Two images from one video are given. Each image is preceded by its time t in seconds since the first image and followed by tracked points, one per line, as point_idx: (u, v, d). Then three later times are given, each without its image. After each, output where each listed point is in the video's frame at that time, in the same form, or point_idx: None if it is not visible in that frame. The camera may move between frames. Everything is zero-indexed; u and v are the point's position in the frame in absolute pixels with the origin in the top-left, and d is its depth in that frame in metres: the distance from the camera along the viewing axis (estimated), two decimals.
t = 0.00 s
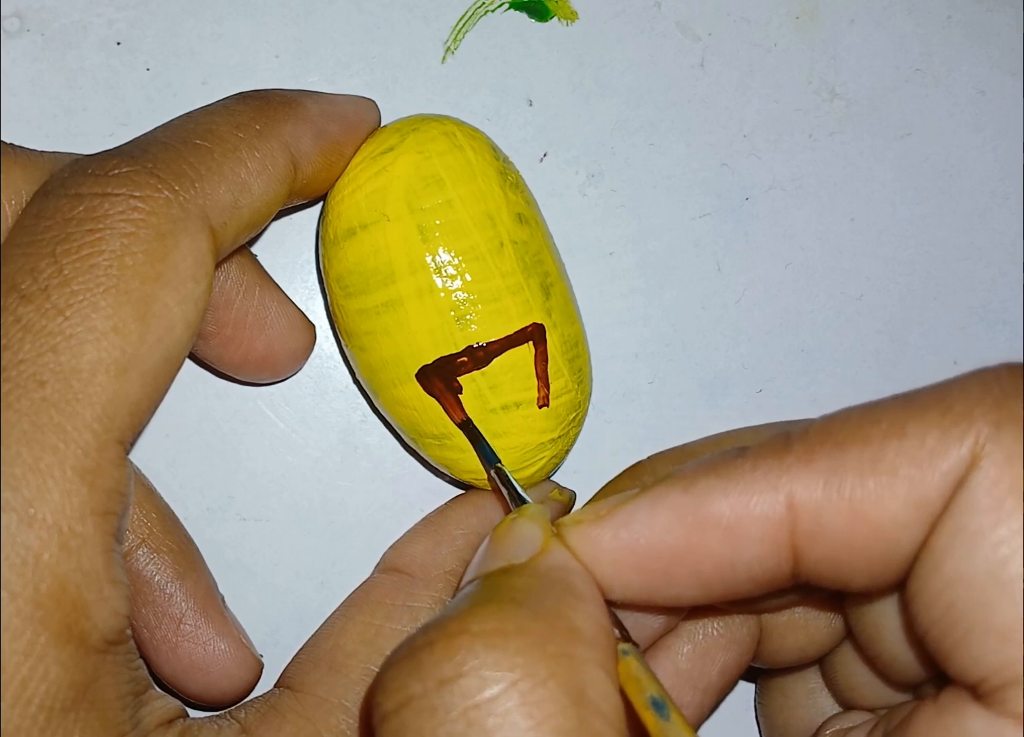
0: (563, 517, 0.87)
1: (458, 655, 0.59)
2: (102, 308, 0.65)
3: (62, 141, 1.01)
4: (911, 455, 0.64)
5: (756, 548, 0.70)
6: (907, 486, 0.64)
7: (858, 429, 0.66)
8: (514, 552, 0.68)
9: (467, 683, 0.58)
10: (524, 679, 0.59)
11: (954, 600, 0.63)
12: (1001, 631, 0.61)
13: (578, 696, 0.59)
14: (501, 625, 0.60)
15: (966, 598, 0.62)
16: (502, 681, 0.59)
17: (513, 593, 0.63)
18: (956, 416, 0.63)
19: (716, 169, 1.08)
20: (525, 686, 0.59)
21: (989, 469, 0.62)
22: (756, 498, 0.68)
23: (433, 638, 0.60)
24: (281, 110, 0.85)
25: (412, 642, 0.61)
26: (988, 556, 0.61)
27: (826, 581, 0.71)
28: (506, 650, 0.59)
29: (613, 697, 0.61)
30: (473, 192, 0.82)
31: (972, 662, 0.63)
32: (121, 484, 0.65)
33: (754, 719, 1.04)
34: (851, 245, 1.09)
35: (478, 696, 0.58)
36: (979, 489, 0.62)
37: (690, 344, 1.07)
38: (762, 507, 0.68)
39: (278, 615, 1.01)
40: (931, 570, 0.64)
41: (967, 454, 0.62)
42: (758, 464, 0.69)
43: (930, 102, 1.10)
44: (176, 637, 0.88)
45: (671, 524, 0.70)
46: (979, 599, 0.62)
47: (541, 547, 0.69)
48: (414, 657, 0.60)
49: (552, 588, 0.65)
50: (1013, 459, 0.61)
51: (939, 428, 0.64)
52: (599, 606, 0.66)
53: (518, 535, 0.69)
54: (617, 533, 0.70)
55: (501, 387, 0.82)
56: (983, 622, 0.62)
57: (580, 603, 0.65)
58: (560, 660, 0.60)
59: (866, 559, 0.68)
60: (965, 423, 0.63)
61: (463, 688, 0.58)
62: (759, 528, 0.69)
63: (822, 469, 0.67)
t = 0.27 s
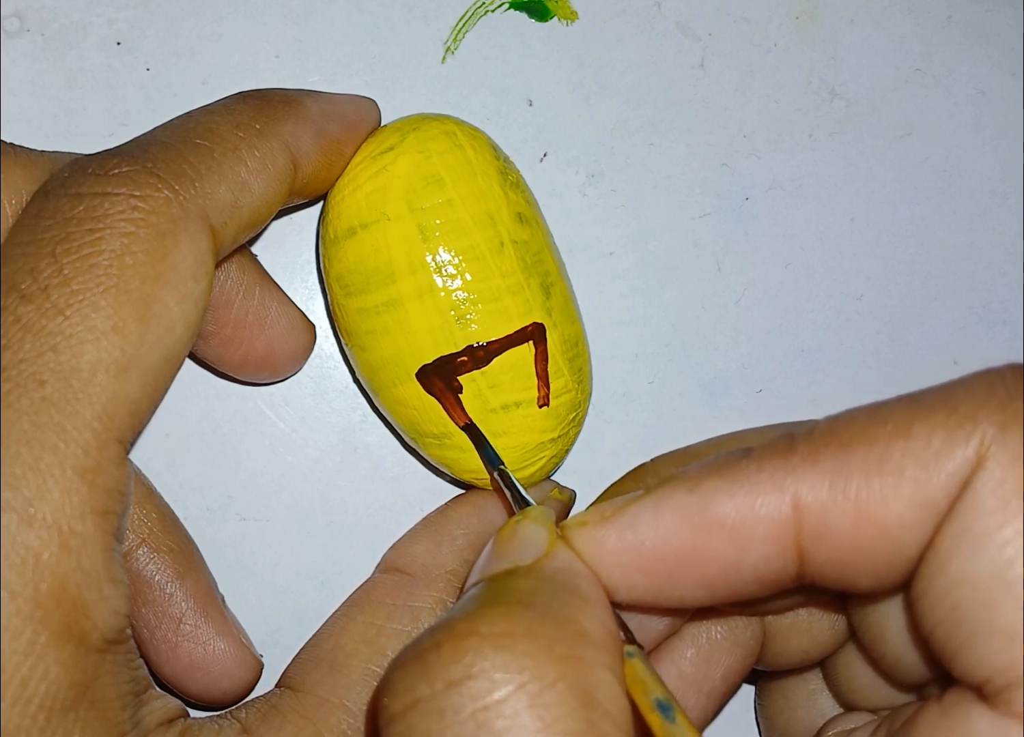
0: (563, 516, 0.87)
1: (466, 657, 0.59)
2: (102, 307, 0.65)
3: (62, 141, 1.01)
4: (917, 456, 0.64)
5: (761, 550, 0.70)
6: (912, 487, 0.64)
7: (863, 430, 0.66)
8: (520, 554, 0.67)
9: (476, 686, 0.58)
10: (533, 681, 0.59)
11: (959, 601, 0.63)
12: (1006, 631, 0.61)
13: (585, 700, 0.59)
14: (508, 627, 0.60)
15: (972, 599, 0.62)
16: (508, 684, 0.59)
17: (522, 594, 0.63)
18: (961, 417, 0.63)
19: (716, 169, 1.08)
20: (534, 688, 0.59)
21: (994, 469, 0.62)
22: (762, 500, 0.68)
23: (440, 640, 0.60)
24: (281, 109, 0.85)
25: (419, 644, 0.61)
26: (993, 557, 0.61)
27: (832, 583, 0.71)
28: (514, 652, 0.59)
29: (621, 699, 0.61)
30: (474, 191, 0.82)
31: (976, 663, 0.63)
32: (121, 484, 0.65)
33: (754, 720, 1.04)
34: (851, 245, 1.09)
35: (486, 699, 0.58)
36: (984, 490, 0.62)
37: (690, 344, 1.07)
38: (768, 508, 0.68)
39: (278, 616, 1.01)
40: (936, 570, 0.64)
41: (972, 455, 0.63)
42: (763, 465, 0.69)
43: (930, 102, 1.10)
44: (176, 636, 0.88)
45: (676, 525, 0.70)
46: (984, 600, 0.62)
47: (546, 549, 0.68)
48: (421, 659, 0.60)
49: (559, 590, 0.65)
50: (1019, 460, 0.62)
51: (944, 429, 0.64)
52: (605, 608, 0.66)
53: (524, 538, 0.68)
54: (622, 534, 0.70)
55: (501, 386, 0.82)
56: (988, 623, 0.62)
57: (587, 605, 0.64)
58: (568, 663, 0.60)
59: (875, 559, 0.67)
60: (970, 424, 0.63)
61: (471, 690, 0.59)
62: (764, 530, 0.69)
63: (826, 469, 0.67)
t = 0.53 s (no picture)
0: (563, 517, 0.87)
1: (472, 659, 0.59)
2: (102, 307, 0.65)
3: (62, 141, 1.01)
4: (923, 457, 0.64)
5: (768, 551, 0.70)
6: (919, 489, 0.64)
7: (869, 431, 0.66)
8: (525, 555, 0.68)
9: (482, 687, 0.58)
10: (539, 684, 0.59)
11: (966, 602, 0.63)
12: (1013, 633, 0.61)
13: (591, 702, 0.59)
14: (514, 628, 0.60)
15: (978, 600, 0.62)
16: (514, 687, 0.59)
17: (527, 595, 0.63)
18: (968, 419, 0.63)
19: (716, 169, 1.08)
20: (540, 691, 0.59)
21: (1001, 471, 0.62)
22: (768, 501, 0.68)
23: (447, 642, 0.60)
24: (281, 109, 0.85)
25: (426, 646, 0.61)
26: (999, 559, 0.61)
27: (839, 584, 0.71)
28: (521, 654, 0.59)
29: (627, 700, 0.61)
30: (474, 191, 0.82)
31: (982, 663, 0.63)
32: (121, 484, 0.65)
33: (755, 720, 1.04)
34: (851, 245, 1.09)
35: (490, 701, 0.58)
36: (991, 492, 0.62)
37: (690, 344, 1.07)
38: (775, 510, 0.68)
39: (278, 615, 1.01)
40: (943, 571, 0.64)
41: (979, 456, 0.62)
42: (770, 466, 0.69)
43: (930, 102, 1.10)
44: (176, 636, 0.88)
45: (682, 526, 0.70)
46: (992, 602, 0.62)
47: (552, 550, 0.68)
48: (428, 660, 0.60)
49: (564, 592, 0.65)
50: None
51: (951, 431, 0.64)
52: (611, 609, 0.66)
53: (529, 539, 0.69)
54: (628, 535, 0.70)
55: (501, 386, 0.82)
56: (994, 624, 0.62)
57: (593, 607, 0.64)
58: (574, 665, 0.60)
59: (884, 560, 0.67)
60: (977, 426, 0.63)
61: (476, 692, 0.58)
62: (771, 531, 0.69)
63: (833, 470, 0.67)
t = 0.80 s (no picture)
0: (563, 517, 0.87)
1: (496, 650, 0.58)
2: (102, 308, 0.65)
3: (62, 141, 1.01)
4: (946, 454, 0.64)
5: (788, 546, 0.70)
6: (941, 486, 0.65)
7: (893, 427, 0.67)
8: (543, 548, 0.67)
9: (506, 679, 0.58)
10: (564, 676, 0.59)
11: (987, 599, 0.64)
12: None
13: (615, 696, 0.59)
14: (538, 621, 0.60)
15: (1000, 597, 0.63)
16: (535, 681, 0.58)
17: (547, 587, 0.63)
18: (991, 417, 0.64)
19: (716, 169, 1.08)
20: (564, 683, 0.59)
21: None
22: (789, 496, 0.68)
23: (469, 632, 0.60)
24: (281, 109, 0.85)
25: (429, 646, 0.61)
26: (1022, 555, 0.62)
27: (857, 581, 0.72)
28: (545, 647, 0.59)
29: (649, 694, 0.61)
30: (474, 191, 0.82)
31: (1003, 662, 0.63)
32: (121, 484, 0.65)
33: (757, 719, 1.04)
34: (851, 245, 1.09)
35: (515, 694, 0.58)
36: (1014, 490, 0.63)
37: (690, 344, 1.07)
38: (796, 505, 0.68)
39: (278, 616, 1.01)
40: (964, 569, 0.65)
41: (1002, 455, 0.63)
42: (791, 461, 0.69)
43: (930, 102, 1.10)
44: (176, 636, 0.88)
45: (702, 521, 0.70)
46: (1013, 599, 0.63)
47: (570, 543, 0.68)
48: (452, 651, 0.60)
49: (586, 586, 0.64)
50: None
51: (975, 429, 0.64)
52: (630, 603, 0.66)
53: (546, 532, 0.68)
54: (647, 529, 0.70)
55: (501, 386, 0.82)
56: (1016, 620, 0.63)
57: (613, 601, 0.64)
58: (597, 659, 0.60)
59: (902, 557, 0.68)
60: (1001, 424, 0.63)
61: (503, 683, 0.58)
62: (791, 526, 0.69)
63: (855, 466, 0.67)
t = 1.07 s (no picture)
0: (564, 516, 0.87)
1: (520, 642, 0.58)
2: (103, 308, 0.65)
3: (62, 142, 1.01)
4: (970, 452, 0.65)
5: (810, 541, 0.70)
6: (965, 483, 0.65)
7: (916, 424, 0.67)
8: (564, 541, 0.68)
9: (530, 670, 0.58)
10: (589, 668, 0.59)
11: (1011, 597, 0.63)
12: None
13: (640, 688, 0.59)
14: (562, 613, 0.60)
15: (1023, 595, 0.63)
16: (559, 673, 0.58)
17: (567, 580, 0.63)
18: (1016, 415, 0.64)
19: (716, 169, 1.08)
20: (590, 675, 0.59)
21: None
22: (813, 491, 0.69)
23: (493, 623, 0.60)
24: (281, 109, 0.85)
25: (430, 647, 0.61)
26: None
27: (877, 578, 0.72)
28: (570, 639, 0.59)
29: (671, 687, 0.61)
30: (474, 191, 0.82)
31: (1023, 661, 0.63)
32: (121, 484, 0.65)
33: (760, 718, 1.04)
34: (851, 245, 1.09)
35: (539, 684, 0.58)
36: None
37: (690, 344, 1.07)
38: (820, 500, 0.69)
39: (278, 615, 1.01)
40: (987, 567, 0.65)
41: None
42: (814, 457, 0.69)
43: (930, 102, 1.10)
44: (176, 636, 0.88)
45: (725, 515, 0.70)
46: None
47: (590, 536, 0.69)
48: (477, 642, 0.59)
49: (608, 578, 0.65)
50: None
51: (1000, 427, 0.64)
52: (651, 595, 0.66)
53: (566, 525, 0.69)
54: (669, 522, 0.70)
55: (501, 386, 0.82)
56: None
57: (635, 592, 0.64)
58: (622, 651, 0.60)
59: (924, 554, 0.68)
60: None
61: (527, 673, 0.58)
62: (814, 521, 0.69)
63: (877, 462, 0.68)
